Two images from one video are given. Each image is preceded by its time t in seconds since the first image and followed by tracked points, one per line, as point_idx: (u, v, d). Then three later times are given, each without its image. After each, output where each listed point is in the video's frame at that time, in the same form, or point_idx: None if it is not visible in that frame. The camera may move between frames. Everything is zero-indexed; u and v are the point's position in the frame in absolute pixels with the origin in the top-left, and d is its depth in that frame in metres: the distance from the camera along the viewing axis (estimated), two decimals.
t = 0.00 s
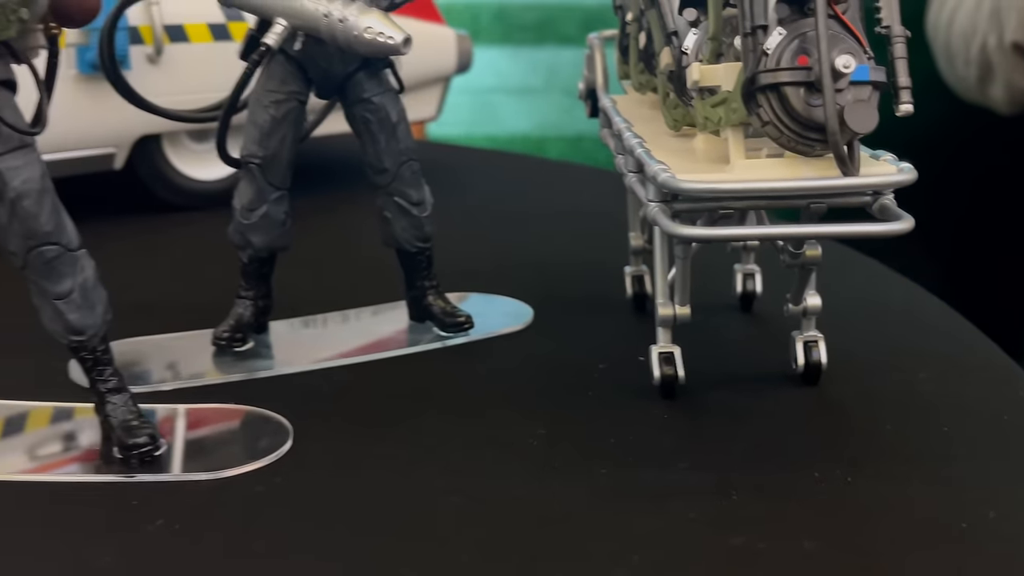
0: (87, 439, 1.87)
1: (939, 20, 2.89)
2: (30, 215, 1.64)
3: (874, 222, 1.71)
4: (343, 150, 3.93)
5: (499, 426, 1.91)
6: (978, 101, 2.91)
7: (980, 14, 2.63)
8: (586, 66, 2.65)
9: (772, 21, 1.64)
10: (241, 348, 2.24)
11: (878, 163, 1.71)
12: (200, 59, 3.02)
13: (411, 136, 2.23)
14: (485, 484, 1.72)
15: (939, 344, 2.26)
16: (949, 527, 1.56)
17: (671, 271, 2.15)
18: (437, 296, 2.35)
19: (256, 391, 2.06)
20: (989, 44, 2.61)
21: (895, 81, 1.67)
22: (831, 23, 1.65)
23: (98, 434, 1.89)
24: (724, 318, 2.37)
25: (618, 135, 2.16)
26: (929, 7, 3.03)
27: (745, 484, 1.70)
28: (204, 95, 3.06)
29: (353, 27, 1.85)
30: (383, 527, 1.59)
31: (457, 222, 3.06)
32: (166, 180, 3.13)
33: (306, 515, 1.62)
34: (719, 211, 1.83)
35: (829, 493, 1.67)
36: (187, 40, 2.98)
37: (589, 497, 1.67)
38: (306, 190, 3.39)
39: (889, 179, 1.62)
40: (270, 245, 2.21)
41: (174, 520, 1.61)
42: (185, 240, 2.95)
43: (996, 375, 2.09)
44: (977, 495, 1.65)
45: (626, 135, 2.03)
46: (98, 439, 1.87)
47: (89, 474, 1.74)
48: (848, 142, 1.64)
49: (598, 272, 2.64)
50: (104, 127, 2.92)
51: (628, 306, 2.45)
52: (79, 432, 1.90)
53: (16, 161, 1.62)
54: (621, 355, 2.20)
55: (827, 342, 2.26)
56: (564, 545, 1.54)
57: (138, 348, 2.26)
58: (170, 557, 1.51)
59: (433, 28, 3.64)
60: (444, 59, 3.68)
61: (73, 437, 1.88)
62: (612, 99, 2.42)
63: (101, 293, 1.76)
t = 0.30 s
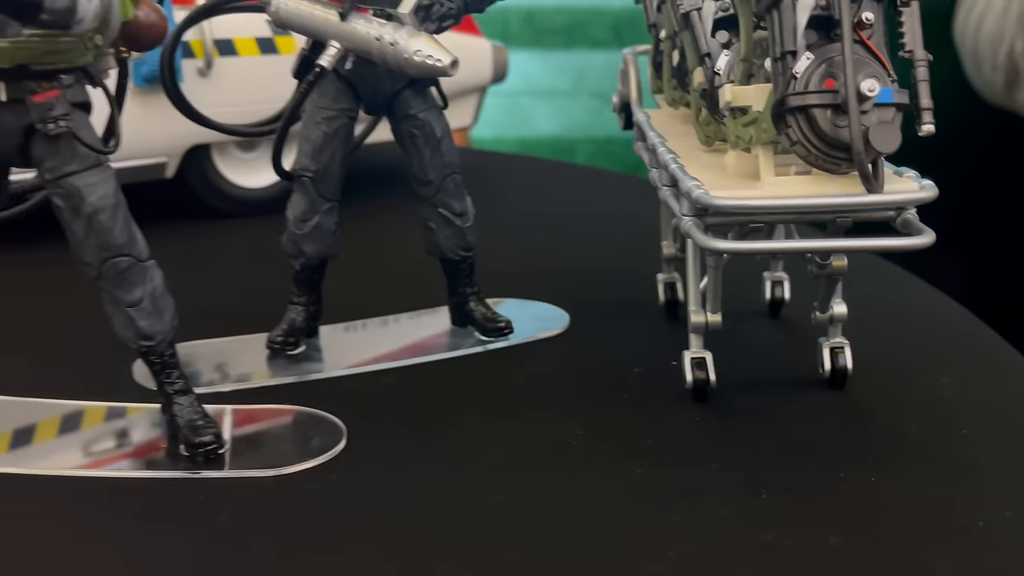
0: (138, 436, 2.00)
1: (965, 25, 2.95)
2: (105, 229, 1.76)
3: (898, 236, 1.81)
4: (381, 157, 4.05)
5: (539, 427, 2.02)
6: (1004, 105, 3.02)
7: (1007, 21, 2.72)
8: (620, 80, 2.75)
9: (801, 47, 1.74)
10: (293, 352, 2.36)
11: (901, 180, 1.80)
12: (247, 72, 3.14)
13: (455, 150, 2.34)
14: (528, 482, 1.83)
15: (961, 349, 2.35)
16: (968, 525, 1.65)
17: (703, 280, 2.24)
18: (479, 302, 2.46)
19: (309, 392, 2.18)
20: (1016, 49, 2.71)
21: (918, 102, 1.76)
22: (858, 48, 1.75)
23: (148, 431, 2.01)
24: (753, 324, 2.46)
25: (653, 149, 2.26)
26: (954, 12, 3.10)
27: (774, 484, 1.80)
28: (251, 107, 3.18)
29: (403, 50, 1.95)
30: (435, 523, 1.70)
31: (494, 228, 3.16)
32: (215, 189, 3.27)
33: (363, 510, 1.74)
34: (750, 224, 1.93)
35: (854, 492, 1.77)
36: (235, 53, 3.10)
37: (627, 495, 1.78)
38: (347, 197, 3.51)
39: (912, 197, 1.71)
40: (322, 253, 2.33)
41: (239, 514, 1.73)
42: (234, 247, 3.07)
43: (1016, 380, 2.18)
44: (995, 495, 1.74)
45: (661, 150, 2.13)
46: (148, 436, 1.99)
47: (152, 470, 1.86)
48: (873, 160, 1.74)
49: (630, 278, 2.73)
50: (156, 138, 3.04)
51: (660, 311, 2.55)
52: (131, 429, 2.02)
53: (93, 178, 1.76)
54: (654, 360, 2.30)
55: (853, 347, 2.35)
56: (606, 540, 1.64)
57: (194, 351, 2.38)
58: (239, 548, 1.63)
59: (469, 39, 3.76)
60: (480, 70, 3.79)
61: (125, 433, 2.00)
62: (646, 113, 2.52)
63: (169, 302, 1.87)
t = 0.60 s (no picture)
0: (196, 435, 2.14)
1: (995, 29, 3.04)
2: (190, 249, 1.89)
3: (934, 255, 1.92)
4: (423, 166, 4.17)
5: (592, 434, 2.13)
6: None
7: None
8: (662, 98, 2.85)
9: (842, 77, 1.84)
10: (355, 360, 2.48)
11: (937, 203, 1.91)
12: (302, 87, 3.26)
13: (507, 168, 2.46)
14: (584, 486, 1.94)
15: (993, 357, 2.44)
16: (1001, 528, 1.76)
17: (744, 293, 2.35)
18: (529, 312, 2.58)
19: (371, 399, 2.30)
20: None
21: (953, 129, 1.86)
22: (896, 78, 1.86)
23: (206, 431, 2.15)
24: (792, 333, 2.57)
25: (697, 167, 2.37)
26: (984, 18, 3.17)
27: (815, 489, 1.91)
28: (305, 121, 3.31)
29: (464, 79, 2.08)
30: (498, 524, 1.82)
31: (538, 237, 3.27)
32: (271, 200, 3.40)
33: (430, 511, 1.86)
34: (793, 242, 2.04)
35: (891, 497, 1.88)
36: (290, 70, 3.23)
37: (678, 499, 1.89)
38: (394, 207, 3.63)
39: (946, 220, 1.81)
40: (382, 267, 2.46)
41: (317, 515, 1.85)
42: (290, 257, 3.20)
43: None
44: None
45: (705, 169, 2.24)
46: (206, 436, 2.13)
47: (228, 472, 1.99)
48: (910, 185, 1.84)
49: (672, 286, 2.84)
50: (215, 153, 3.17)
51: (702, 320, 2.66)
52: (189, 429, 2.16)
53: (178, 203, 1.88)
54: (697, 368, 2.41)
55: (889, 357, 2.45)
56: (659, 541, 1.76)
57: (260, 358, 2.51)
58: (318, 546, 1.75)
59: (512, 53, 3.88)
60: (522, 82, 3.90)
61: (184, 433, 2.14)
62: (688, 130, 2.63)
63: (246, 316, 2.00)
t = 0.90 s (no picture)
0: (264, 435, 2.28)
1: None
2: (288, 270, 2.03)
3: (986, 275, 2.04)
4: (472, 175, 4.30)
5: (659, 441, 2.26)
6: None
7: None
8: (716, 115, 2.98)
9: (900, 109, 1.96)
10: (429, 370, 2.62)
11: (988, 225, 2.03)
12: (366, 104, 3.40)
13: (571, 187, 2.58)
14: (656, 491, 2.07)
15: None
16: None
17: (801, 306, 2.47)
18: (591, 323, 2.68)
19: (447, 407, 2.43)
20: None
21: (1005, 157, 1.97)
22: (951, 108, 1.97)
23: (274, 431, 2.29)
24: (843, 344, 2.69)
25: (754, 185, 2.48)
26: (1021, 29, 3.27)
27: (876, 495, 2.03)
28: (370, 136, 3.45)
29: (538, 107, 2.24)
30: (580, 527, 1.94)
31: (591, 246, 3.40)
32: (335, 211, 3.56)
33: (515, 514, 1.99)
34: (851, 261, 2.16)
35: (948, 503, 2.00)
36: (355, 88, 3.37)
37: (747, 502, 2.01)
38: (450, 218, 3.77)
39: (998, 243, 1.93)
40: (454, 280, 2.60)
41: (409, 514, 1.99)
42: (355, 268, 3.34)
43: None
44: None
45: (765, 190, 2.35)
46: (273, 435, 2.28)
47: (320, 477, 2.12)
48: (965, 209, 1.95)
49: (725, 296, 2.96)
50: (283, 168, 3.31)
51: (756, 331, 2.78)
52: (258, 429, 2.30)
53: (278, 227, 2.02)
54: (755, 378, 2.53)
55: (938, 367, 2.57)
56: (733, 543, 1.88)
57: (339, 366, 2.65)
58: (414, 547, 1.88)
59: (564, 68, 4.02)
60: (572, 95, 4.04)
61: (253, 433, 2.29)
62: (743, 149, 2.76)
63: (338, 330, 2.14)
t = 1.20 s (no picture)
0: (333, 429, 2.43)
1: None
2: (386, 276, 2.18)
3: None
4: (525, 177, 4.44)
5: (727, 437, 2.40)
6: None
7: None
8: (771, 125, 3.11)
9: (961, 125, 2.10)
10: (504, 369, 2.76)
11: None
12: (432, 112, 3.56)
13: (638, 195, 2.71)
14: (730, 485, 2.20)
15: None
16: None
17: (860, 307, 2.61)
18: (656, 323, 2.81)
19: (524, 404, 2.58)
20: None
21: None
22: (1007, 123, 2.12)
23: (342, 425, 2.44)
24: (897, 343, 2.82)
25: (814, 193, 2.61)
26: None
27: (936, 490, 2.16)
28: (435, 142, 3.60)
29: (613, 121, 2.39)
30: (660, 519, 2.09)
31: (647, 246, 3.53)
32: (399, 215, 3.71)
33: (597, 506, 2.13)
34: (912, 266, 2.28)
35: (1005, 498, 2.12)
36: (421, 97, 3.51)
37: (815, 497, 2.15)
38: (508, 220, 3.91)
39: None
40: (528, 283, 2.74)
41: (500, 506, 2.14)
42: (422, 270, 3.49)
43: None
44: None
45: (827, 197, 2.48)
46: (341, 429, 2.42)
47: (411, 470, 2.26)
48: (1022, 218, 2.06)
49: (781, 297, 3.09)
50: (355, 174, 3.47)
51: (812, 330, 2.91)
52: (327, 423, 2.45)
53: (377, 236, 2.18)
54: (814, 377, 2.66)
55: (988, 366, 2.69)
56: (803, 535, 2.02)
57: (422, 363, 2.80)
58: (507, 537, 2.03)
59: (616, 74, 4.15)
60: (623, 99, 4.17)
61: (323, 427, 2.43)
62: (800, 156, 2.88)
63: (429, 332, 2.30)
